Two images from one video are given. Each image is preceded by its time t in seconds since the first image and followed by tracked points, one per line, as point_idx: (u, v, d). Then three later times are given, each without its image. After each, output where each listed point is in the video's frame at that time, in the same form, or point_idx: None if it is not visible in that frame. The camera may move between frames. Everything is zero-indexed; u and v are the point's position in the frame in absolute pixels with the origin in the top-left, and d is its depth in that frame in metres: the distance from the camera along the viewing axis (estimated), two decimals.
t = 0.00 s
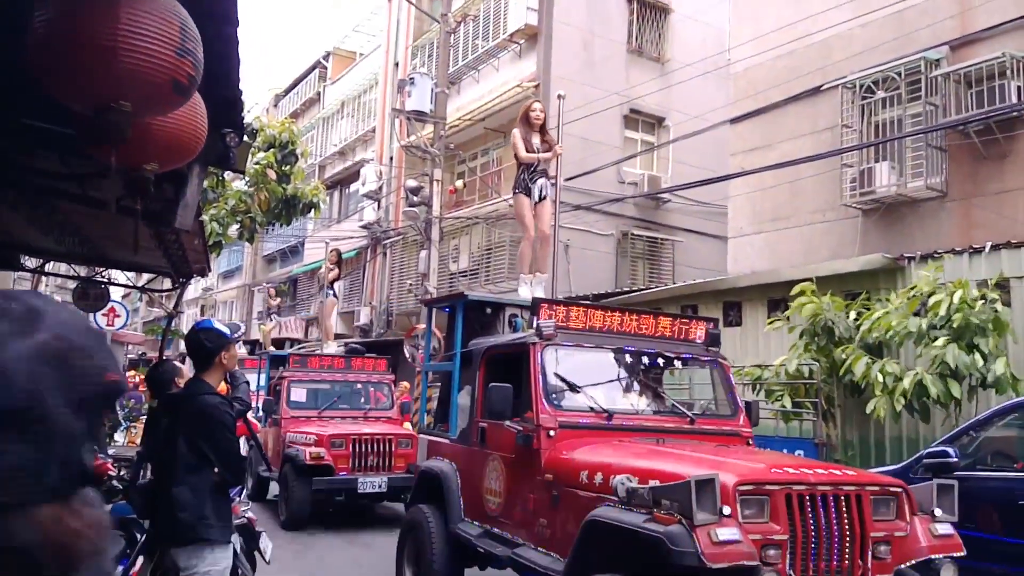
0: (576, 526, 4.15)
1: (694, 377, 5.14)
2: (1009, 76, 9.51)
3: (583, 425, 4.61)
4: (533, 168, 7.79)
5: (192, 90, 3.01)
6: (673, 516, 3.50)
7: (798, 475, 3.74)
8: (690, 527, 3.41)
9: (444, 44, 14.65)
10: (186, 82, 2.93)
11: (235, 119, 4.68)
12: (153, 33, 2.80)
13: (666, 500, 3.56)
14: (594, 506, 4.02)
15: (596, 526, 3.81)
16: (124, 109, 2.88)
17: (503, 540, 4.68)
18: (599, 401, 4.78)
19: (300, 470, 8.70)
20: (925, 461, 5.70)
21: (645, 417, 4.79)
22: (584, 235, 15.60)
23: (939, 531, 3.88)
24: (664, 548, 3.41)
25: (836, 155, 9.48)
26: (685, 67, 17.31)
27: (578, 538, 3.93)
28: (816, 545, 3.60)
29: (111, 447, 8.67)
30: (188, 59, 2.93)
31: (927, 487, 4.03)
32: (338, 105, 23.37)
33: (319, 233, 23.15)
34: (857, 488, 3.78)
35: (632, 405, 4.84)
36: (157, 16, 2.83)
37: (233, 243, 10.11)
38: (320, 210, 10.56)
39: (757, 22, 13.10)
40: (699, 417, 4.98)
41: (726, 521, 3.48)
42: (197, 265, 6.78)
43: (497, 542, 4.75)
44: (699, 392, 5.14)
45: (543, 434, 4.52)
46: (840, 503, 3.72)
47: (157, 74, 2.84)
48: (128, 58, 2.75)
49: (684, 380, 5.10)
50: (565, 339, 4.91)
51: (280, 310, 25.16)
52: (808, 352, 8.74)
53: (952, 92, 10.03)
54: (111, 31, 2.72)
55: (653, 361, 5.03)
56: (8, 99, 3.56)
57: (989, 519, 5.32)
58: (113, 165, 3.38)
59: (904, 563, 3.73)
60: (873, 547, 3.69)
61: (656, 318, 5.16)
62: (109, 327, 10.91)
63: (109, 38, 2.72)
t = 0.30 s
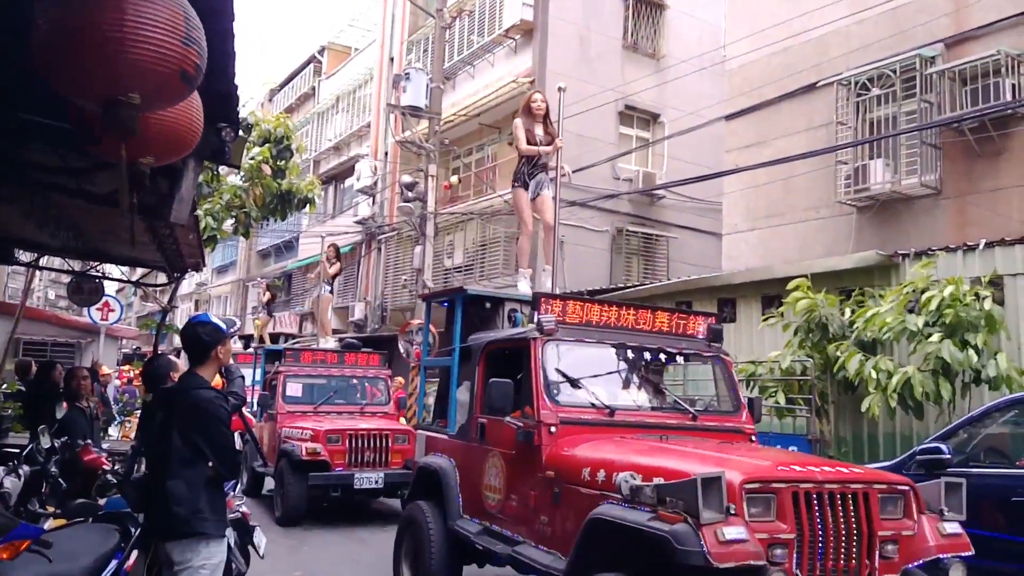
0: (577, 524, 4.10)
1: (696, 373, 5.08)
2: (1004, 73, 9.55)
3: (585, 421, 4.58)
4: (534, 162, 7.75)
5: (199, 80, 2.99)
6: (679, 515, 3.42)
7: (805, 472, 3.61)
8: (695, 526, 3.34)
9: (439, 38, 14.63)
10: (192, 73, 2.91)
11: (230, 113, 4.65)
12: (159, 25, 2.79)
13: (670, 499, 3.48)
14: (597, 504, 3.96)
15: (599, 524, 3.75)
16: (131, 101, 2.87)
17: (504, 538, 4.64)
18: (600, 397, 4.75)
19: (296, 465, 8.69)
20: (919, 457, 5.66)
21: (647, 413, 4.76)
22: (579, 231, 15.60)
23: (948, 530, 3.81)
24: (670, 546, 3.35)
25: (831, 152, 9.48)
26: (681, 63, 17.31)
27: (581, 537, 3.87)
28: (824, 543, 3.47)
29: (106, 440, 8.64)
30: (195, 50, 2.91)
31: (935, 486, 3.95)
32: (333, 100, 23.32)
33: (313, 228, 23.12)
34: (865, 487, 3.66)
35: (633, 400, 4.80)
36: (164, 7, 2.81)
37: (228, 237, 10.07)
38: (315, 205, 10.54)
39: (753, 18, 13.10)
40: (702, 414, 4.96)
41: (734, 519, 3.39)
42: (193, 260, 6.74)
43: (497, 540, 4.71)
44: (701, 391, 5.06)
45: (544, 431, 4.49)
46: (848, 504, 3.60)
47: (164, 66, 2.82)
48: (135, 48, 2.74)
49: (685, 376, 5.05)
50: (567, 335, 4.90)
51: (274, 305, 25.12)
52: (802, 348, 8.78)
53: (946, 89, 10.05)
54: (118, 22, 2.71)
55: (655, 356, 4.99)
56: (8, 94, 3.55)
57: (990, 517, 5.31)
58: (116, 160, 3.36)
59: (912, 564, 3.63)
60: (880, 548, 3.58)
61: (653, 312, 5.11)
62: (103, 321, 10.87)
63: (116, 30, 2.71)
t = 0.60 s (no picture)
0: (580, 520, 4.07)
1: (695, 369, 5.15)
2: (995, 74, 9.66)
3: (585, 416, 4.59)
4: (541, 151, 7.24)
5: (188, 78, 3.06)
6: (684, 512, 3.37)
7: (809, 469, 3.57)
8: (700, 523, 3.28)
9: (436, 35, 14.70)
10: (183, 70, 2.98)
11: (229, 109, 4.71)
12: (151, 21, 2.86)
13: (672, 496, 3.44)
14: (598, 500, 3.94)
15: (601, 521, 3.71)
16: (120, 95, 2.94)
17: (502, 534, 4.66)
18: (601, 392, 4.77)
19: (294, 459, 8.75)
20: (906, 452, 5.69)
21: (649, 408, 4.80)
22: (574, 228, 15.71)
23: (950, 528, 3.77)
24: (673, 543, 3.28)
25: (824, 151, 9.52)
26: (676, 62, 17.40)
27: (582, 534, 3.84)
28: (828, 541, 3.43)
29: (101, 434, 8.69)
30: (185, 48, 2.98)
31: (938, 483, 3.91)
32: (330, 96, 23.39)
33: (310, 224, 23.18)
34: (868, 485, 3.63)
35: (634, 396, 4.83)
36: (155, 4, 2.89)
37: (225, 232, 10.13)
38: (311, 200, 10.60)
39: (747, 18, 13.18)
40: (702, 409, 4.98)
41: (737, 516, 3.32)
42: (190, 255, 6.81)
43: (496, 536, 4.73)
44: (697, 379, 5.14)
45: (545, 426, 4.51)
46: (852, 502, 3.56)
47: (154, 62, 2.89)
48: (127, 44, 2.81)
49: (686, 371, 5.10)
50: (570, 330, 4.92)
51: (271, 300, 25.22)
52: (793, 345, 8.87)
53: (938, 90, 10.15)
54: (110, 18, 2.79)
55: (656, 353, 5.01)
56: (4, 85, 3.63)
57: (982, 514, 5.35)
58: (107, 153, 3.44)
59: (914, 561, 3.59)
60: (883, 545, 3.54)
61: (651, 307, 5.16)
62: (100, 315, 10.93)
63: (108, 25, 2.79)
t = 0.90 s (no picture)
0: (586, 521, 4.01)
1: (701, 365, 5.09)
2: (990, 68, 9.64)
3: (590, 415, 4.55)
4: (538, 146, 7.14)
5: (169, 81, 3.01)
6: (694, 513, 3.28)
7: (821, 468, 3.50)
8: (710, 524, 3.20)
9: (430, 31, 14.64)
10: (162, 74, 2.93)
11: (221, 105, 4.65)
12: (133, 23, 2.80)
13: (682, 496, 3.37)
14: (604, 500, 3.88)
15: (607, 521, 3.63)
16: (97, 94, 2.89)
17: (505, 536, 4.61)
18: (605, 390, 4.71)
19: (291, 459, 8.69)
20: (903, 449, 5.63)
21: (655, 406, 4.74)
22: (569, 224, 15.68)
23: (965, 527, 3.70)
24: (682, 544, 3.21)
25: (818, 147, 9.46)
26: (670, 57, 17.35)
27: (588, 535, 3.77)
28: (841, 541, 3.36)
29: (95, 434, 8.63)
30: (166, 51, 2.93)
31: (952, 482, 3.89)
32: (323, 93, 23.29)
33: (304, 221, 23.09)
34: (882, 484, 3.56)
35: (638, 393, 4.77)
36: (139, 6, 2.83)
37: (218, 231, 10.06)
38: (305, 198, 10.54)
39: (741, 13, 13.15)
40: (708, 406, 4.95)
41: (749, 517, 3.26)
42: (182, 253, 6.74)
43: (498, 538, 4.68)
44: (702, 375, 5.10)
45: (548, 425, 4.46)
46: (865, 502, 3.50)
47: (134, 64, 2.84)
48: (106, 44, 2.76)
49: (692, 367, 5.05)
50: (572, 326, 4.83)
51: (265, 298, 25.14)
52: (790, 341, 8.86)
53: (933, 84, 10.10)
54: (91, 18, 2.73)
55: (661, 349, 4.95)
56: None
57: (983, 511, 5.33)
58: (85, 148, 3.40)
59: (929, 562, 3.54)
60: (897, 546, 3.48)
61: (652, 303, 5.06)
62: (93, 314, 10.86)
63: (88, 25, 2.73)
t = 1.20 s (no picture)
0: (594, 523, 4.01)
1: (708, 363, 5.09)
2: (988, 66, 9.65)
3: (597, 415, 4.54)
4: (538, 144, 7.14)
5: (172, 79, 3.00)
6: (707, 515, 3.27)
7: (836, 469, 3.48)
8: (724, 527, 3.19)
9: (428, 31, 14.63)
10: (165, 72, 2.92)
11: (218, 105, 4.64)
12: (134, 21, 2.80)
13: (693, 499, 3.36)
14: (613, 501, 3.88)
15: (616, 523, 3.61)
16: (100, 94, 2.88)
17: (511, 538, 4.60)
18: (612, 389, 4.71)
19: (291, 459, 8.69)
20: (902, 447, 5.62)
21: (662, 406, 4.72)
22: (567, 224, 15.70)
23: (983, 529, 3.68)
24: (695, 548, 3.18)
25: (817, 144, 9.45)
26: (667, 56, 17.36)
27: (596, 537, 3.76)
28: (855, 544, 3.34)
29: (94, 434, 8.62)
30: (168, 49, 2.92)
31: (970, 483, 3.84)
32: (321, 93, 23.27)
33: (303, 221, 23.08)
34: (897, 485, 3.54)
35: (645, 393, 4.76)
36: (139, 4, 2.82)
37: (216, 230, 10.03)
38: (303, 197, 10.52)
39: (739, 11, 13.15)
40: (717, 406, 4.93)
41: (764, 519, 3.23)
42: (181, 253, 6.73)
43: (504, 540, 4.67)
44: (710, 374, 5.09)
45: (554, 425, 4.45)
46: (881, 504, 3.47)
47: (136, 63, 2.83)
48: (107, 43, 2.75)
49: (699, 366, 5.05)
50: (578, 325, 4.82)
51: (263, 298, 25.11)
52: (788, 340, 8.87)
53: (932, 82, 10.11)
54: (91, 17, 2.72)
55: (668, 348, 4.95)
56: None
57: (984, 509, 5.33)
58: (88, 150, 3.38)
59: (946, 564, 3.51)
60: (913, 548, 3.46)
61: (655, 300, 5.03)
62: (92, 314, 10.84)
63: (89, 25, 2.72)
